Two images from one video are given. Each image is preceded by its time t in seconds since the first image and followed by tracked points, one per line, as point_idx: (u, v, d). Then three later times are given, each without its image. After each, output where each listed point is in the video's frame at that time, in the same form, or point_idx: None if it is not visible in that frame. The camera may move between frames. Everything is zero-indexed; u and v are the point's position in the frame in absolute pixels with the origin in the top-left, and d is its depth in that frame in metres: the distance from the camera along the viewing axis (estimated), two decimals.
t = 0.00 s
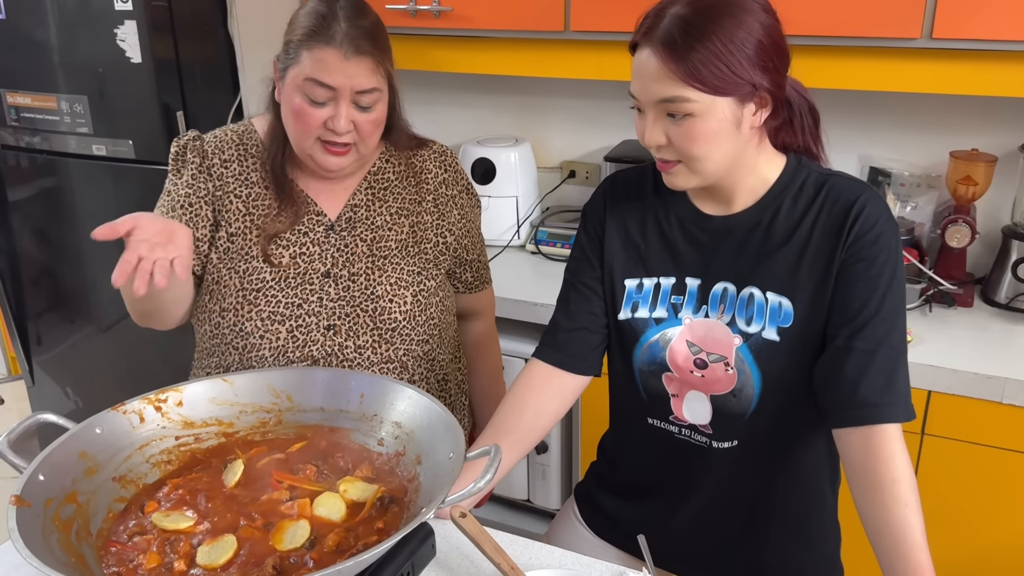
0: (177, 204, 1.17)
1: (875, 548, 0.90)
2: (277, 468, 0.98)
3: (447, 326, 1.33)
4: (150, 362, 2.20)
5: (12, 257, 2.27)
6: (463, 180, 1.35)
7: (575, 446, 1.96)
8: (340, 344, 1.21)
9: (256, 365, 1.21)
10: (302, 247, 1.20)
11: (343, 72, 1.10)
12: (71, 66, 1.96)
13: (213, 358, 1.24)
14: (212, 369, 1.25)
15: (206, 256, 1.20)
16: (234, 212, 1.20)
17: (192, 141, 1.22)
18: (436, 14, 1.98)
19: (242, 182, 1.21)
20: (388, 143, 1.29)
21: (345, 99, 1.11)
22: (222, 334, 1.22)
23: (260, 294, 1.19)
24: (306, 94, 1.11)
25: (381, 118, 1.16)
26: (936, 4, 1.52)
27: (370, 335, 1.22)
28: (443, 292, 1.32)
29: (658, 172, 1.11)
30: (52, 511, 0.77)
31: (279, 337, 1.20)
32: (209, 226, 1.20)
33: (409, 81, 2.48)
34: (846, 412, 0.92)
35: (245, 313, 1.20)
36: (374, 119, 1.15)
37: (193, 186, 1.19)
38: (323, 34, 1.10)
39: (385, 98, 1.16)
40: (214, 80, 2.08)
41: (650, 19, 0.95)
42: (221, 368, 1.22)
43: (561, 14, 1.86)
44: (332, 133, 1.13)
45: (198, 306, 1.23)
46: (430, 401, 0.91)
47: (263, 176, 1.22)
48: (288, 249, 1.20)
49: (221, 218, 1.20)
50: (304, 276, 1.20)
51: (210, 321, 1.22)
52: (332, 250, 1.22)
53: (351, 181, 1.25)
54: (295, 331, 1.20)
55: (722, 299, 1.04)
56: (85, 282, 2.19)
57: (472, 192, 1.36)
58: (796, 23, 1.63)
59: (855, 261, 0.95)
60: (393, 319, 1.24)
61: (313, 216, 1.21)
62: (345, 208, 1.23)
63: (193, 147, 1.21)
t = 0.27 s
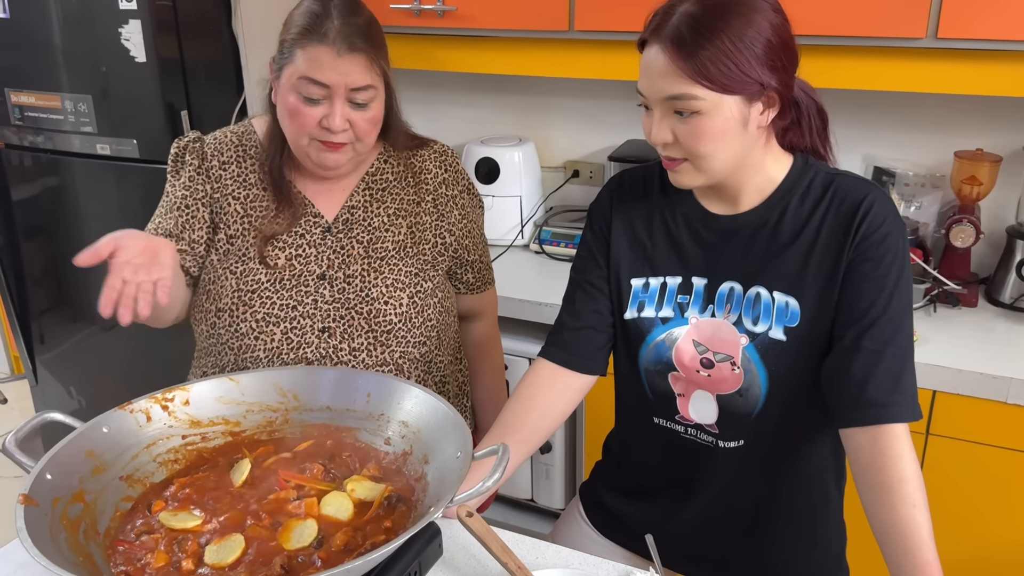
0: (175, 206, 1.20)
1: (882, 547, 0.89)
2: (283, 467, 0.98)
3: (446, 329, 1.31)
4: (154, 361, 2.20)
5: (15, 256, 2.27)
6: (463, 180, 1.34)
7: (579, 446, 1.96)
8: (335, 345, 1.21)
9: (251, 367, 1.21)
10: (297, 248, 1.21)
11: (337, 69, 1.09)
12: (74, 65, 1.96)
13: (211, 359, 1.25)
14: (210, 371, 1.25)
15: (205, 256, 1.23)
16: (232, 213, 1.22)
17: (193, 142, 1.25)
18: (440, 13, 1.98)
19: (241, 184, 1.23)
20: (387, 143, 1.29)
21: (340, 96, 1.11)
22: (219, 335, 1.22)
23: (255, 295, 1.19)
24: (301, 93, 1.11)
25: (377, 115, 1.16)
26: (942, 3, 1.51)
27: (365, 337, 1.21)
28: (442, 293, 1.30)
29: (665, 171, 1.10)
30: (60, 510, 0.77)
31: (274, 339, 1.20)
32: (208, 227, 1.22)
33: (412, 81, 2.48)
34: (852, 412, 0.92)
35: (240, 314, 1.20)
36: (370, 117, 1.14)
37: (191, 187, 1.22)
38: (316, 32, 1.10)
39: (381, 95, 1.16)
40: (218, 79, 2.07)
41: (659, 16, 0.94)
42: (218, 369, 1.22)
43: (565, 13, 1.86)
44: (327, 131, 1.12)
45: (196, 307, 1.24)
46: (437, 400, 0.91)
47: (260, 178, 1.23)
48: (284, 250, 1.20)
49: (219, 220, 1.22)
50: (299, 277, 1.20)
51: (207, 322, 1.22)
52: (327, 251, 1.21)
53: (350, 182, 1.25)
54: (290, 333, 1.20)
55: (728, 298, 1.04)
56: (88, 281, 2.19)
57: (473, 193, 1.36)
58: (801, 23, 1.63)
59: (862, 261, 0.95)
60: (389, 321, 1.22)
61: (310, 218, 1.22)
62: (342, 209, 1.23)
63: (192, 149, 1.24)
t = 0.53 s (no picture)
0: (168, 193, 1.21)
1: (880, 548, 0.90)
2: (284, 467, 0.98)
3: (441, 332, 1.32)
4: (155, 361, 2.21)
5: (17, 256, 2.28)
6: (462, 181, 1.33)
7: (579, 447, 1.96)
8: (328, 348, 1.22)
9: (244, 367, 1.22)
10: (291, 250, 1.21)
11: (319, 57, 1.10)
12: (77, 66, 1.97)
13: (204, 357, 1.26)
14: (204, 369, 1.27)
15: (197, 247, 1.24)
16: (227, 209, 1.23)
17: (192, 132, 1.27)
18: (442, 15, 1.98)
19: (236, 182, 1.24)
20: (382, 140, 1.29)
21: (325, 85, 1.11)
22: (212, 334, 1.23)
23: (249, 296, 1.20)
24: (287, 88, 1.12)
25: (367, 105, 1.16)
26: (943, 6, 1.51)
27: (357, 341, 1.22)
28: (438, 297, 1.31)
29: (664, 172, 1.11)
30: (62, 509, 0.78)
31: (267, 340, 1.21)
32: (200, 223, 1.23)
33: (414, 82, 2.48)
34: (851, 414, 0.92)
35: (234, 314, 1.21)
36: (358, 106, 1.14)
37: (184, 178, 1.23)
38: (298, 23, 1.12)
39: (369, 84, 1.16)
40: (221, 80, 2.08)
41: (659, 18, 0.95)
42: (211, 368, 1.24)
43: (567, 15, 1.86)
44: (316, 123, 1.12)
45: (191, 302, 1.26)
46: (437, 401, 0.91)
47: (255, 176, 1.24)
48: (277, 251, 1.21)
49: (212, 214, 1.23)
50: (293, 279, 1.21)
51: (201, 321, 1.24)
52: (321, 254, 1.22)
53: (346, 183, 1.25)
54: (282, 334, 1.21)
55: (727, 300, 1.04)
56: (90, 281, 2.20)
57: (473, 194, 1.35)
58: (802, 25, 1.63)
59: (860, 263, 0.95)
60: (381, 325, 1.23)
61: (303, 219, 1.22)
62: (336, 211, 1.23)
63: (191, 140, 1.25)
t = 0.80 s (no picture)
0: (161, 198, 1.25)
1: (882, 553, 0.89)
2: (284, 470, 0.98)
3: (436, 342, 1.31)
4: (156, 363, 2.21)
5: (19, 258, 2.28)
6: (459, 187, 1.32)
7: (580, 450, 1.96)
8: (319, 357, 1.22)
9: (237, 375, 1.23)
10: (282, 258, 1.22)
11: (303, 53, 1.11)
12: (79, 68, 1.97)
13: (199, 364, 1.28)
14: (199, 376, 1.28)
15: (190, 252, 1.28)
16: (218, 216, 1.25)
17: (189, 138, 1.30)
18: (443, 18, 1.99)
19: (228, 189, 1.26)
20: (375, 143, 1.29)
21: (313, 82, 1.12)
22: (206, 342, 1.24)
23: (240, 304, 1.21)
24: (274, 91, 1.13)
25: (356, 99, 1.17)
26: (945, 9, 1.51)
27: (348, 350, 1.22)
28: (432, 306, 1.29)
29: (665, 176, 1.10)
30: (61, 512, 0.78)
31: (258, 348, 1.21)
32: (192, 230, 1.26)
33: (416, 85, 2.49)
34: (851, 419, 0.92)
35: (226, 322, 1.22)
36: (349, 101, 1.15)
37: (176, 183, 1.26)
38: (277, 23, 1.12)
39: (356, 79, 1.17)
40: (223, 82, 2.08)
41: (661, 22, 0.95)
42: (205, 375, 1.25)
43: (568, 18, 1.86)
44: (309, 122, 1.13)
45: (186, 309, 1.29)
46: (438, 404, 0.91)
47: (245, 182, 1.25)
48: (268, 259, 1.22)
49: (204, 219, 1.25)
50: (284, 287, 1.22)
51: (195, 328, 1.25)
52: (312, 262, 1.22)
53: (340, 187, 1.25)
54: (274, 343, 1.22)
55: (728, 304, 1.04)
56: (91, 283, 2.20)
57: (472, 199, 1.33)
58: (804, 29, 1.63)
59: (861, 268, 0.95)
60: (372, 334, 1.23)
61: (295, 227, 1.22)
62: (328, 218, 1.23)
63: (187, 145, 1.29)
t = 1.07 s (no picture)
0: (159, 201, 1.29)
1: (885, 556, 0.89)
2: (289, 470, 0.98)
3: (426, 348, 1.31)
4: (160, 364, 2.21)
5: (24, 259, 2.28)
6: (452, 189, 1.30)
7: (583, 452, 1.96)
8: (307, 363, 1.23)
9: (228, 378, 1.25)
10: (270, 264, 1.22)
11: (301, 45, 1.12)
12: (84, 69, 1.98)
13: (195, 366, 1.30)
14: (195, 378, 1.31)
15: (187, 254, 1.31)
16: (210, 221, 1.26)
17: (187, 141, 1.32)
18: (447, 20, 1.99)
19: (221, 193, 1.27)
20: (366, 144, 1.29)
21: (311, 74, 1.13)
22: (198, 345, 1.26)
23: (230, 309, 1.22)
24: (272, 83, 1.13)
25: (354, 92, 1.18)
26: (949, 13, 1.52)
27: (335, 357, 1.23)
28: (422, 311, 1.29)
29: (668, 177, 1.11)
30: (67, 511, 0.78)
31: (247, 353, 1.22)
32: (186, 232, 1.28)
33: (419, 87, 2.49)
34: (854, 421, 0.92)
35: (217, 327, 1.23)
36: (346, 93, 1.16)
37: (171, 187, 1.29)
38: (276, 15, 1.14)
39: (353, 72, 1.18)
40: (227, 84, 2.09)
41: (674, 14, 0.96)
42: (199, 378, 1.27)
43: (572, 21, 1.87)
44: (309, 115, 1.13)
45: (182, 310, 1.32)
46: (442, 405, 0.91)
47: (236, 187, 1.26)
48: (258, 265, 1.22)
49: (197, 223, 1.27)
50: (272, 293, 1.22)
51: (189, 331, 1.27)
52: (300, 267, 1.22)
53: (327, 191, 1.25)
54: (263, 348, 1.23)
55: (731, 306, 1.04)
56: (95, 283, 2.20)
57: (466, 200, 1.32)
58: (808, 32, 1.64)
59: (864, 271, 0.95)
60: (359, 341, 1.23)
61: (284, 232, 1.22)
62: (316, 222, 1.23)
63: (184, 148, 1.31)
